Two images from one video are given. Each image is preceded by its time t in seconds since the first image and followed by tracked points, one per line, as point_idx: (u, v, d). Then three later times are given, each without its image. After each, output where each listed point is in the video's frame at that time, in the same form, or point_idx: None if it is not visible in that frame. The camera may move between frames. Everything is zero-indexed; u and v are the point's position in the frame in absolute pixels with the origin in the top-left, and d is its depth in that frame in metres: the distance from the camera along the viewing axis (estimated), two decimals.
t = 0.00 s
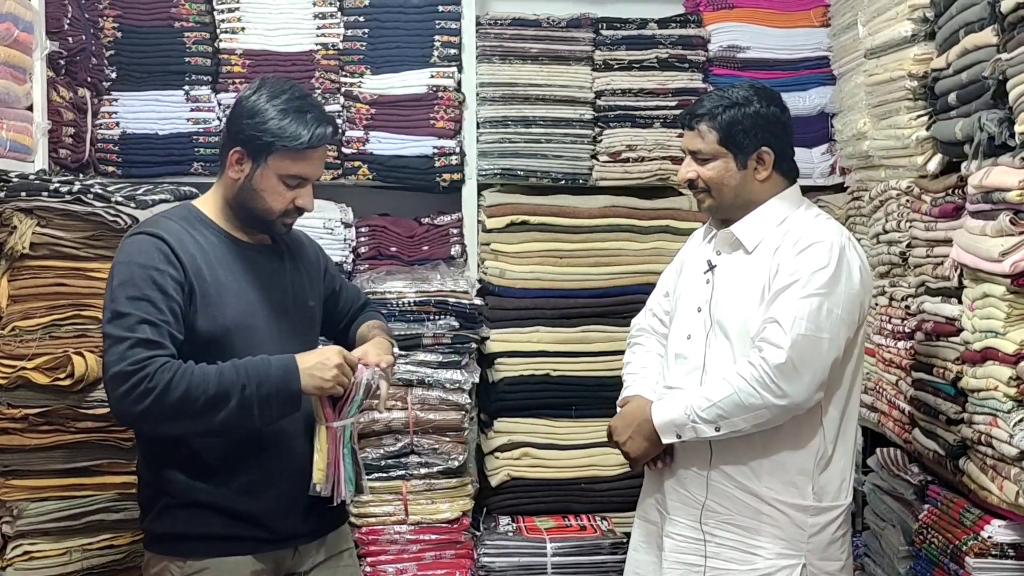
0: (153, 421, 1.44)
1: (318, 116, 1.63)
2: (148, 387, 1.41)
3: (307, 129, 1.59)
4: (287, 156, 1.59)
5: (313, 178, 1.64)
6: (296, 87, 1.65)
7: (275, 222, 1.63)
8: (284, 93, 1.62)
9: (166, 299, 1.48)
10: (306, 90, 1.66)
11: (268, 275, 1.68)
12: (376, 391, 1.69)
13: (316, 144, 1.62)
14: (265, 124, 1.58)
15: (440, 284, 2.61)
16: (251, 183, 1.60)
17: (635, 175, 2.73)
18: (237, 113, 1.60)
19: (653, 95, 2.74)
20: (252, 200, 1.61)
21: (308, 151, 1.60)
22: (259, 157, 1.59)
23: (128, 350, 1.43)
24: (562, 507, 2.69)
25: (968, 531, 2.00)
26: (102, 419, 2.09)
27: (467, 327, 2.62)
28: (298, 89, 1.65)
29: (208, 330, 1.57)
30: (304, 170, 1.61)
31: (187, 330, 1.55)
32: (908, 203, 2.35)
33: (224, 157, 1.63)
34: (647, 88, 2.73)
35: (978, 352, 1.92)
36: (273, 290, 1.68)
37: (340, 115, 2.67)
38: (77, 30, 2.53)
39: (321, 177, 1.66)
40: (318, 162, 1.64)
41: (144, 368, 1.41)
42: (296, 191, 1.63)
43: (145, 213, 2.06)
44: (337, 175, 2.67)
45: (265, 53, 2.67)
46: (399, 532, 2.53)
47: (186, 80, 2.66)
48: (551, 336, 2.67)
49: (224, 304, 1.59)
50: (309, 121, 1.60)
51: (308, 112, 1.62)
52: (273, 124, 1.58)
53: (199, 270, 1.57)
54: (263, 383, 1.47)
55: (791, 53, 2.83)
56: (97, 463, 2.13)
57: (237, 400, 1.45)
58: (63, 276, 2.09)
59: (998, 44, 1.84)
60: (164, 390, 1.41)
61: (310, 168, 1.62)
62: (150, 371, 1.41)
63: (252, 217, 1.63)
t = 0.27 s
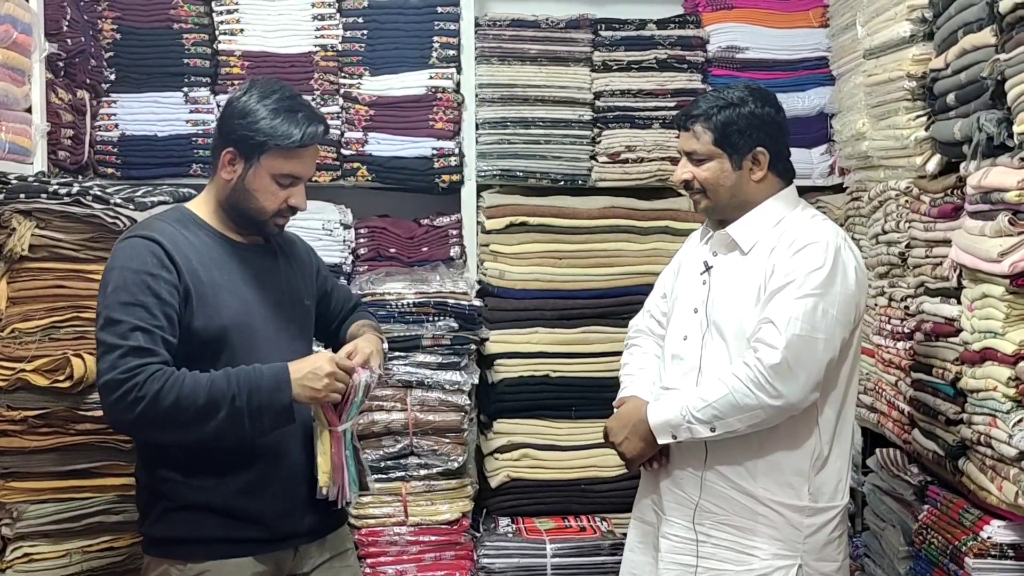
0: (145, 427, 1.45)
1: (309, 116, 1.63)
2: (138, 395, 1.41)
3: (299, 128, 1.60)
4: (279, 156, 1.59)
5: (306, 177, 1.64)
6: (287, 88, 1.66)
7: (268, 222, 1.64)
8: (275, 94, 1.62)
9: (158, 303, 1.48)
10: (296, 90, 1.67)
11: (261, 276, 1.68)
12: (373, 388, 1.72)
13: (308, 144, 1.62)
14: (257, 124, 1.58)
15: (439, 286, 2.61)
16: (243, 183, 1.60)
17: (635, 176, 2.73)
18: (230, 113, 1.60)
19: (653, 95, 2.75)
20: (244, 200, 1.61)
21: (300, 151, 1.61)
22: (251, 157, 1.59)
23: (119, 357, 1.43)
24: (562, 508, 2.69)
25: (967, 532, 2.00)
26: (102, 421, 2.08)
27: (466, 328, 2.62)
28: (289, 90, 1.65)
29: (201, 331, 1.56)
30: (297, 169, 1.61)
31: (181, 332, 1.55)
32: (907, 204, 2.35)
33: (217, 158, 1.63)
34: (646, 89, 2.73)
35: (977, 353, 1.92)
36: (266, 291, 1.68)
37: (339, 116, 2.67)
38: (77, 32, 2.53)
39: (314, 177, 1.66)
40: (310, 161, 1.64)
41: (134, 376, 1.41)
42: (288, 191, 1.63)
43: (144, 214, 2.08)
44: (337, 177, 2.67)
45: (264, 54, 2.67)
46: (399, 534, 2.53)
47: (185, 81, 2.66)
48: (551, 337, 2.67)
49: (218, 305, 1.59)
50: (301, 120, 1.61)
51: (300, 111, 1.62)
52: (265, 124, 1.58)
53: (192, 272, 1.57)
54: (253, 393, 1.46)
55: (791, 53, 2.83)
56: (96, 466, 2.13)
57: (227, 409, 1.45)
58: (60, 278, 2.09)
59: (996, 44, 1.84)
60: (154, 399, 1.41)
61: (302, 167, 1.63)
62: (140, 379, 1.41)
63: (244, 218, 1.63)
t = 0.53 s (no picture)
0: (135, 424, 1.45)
1: (304, 115, 1.63)
2: (129, 388, 1.41)
3: (295, 128, 1.60)
4: (276, 156, 1.59)
5: (302, 176, 1.64)
6: (281, 88, 1.66)
7: (265, 222, 1.64)
8: (270, 94, 1.63)
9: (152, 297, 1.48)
10: (291, 91, 1.67)
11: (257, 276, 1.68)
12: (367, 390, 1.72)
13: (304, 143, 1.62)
14: (253, 124, 1.58)
15: (441, 287, 2.61)
16: (239, 183, 1.60)
17: (635, 176, 2.73)
18: (225, 114, 1.60)
19: (653, 96, 2.75)
20: (240, 200, 1.61)
21: (296, 150, 1.61)
22: (247, 157, 1.59)
23: (111, 352, 1.43)
24: (563, 508, 2.69)
25: (969, 531, 2.00)
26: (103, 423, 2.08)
27: (467, 329, 2.62)
28: (284, 90, 1.65)
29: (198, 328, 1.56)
30: (293, 168, 1.61)
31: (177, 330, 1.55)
32: (908, 203, 2.35)
33: (212, 159, 1.63)
34: (646, 89, 2.73)
35: (978, 352, 1.92)
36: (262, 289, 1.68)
37: (340, 118, 2.68)
38: (77, 35, 2.54)
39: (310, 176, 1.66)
40: (306, 161, 1.64)
41: (122, 370, 1.42)
42: (284, 190, 1.63)
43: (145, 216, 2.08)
44: (338, 178, 2.68)
45: (264, 56, 2.67)
46: (401, 535, 2.53)
47: (186, 84, 2.66)
48: (551, 338, 2.67)
49: (215, 303, 1.58)
50: (296, 119, 1.61)
51: (295, 111, 1.62)
52: (261, 123, 1.58)
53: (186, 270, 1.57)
54: (243, 378, 1.44)
55: (791, 53, 2.83)
56: (98, 468, 2.12)
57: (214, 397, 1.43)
58: (62, 280, 2.09)
59: (997, 44, 1.84)
60: (145, 391, 1.41)
61: (298, 166, 1.63)
62: (130, 372, 1.41)
63: (241, 217, 1.63)
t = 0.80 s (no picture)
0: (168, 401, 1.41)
1: (286, 106, 1.63)
2: (160, 362, 1.39)
3: (276, 119, 1.59)
4: (260, 148, 1.59)
5: (289, 168, 1.63)
6: (263, 82, 1.66)
7: (255, 217, 1.63)
8: (252, 88, 1.63)
9: (160, 290, 1.48)
10: (273, 84, 1.67)
11: (256, 273, 1.68)
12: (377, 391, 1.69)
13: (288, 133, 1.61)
14: (236, 117, 1.58)
15: (441, 287, 2.61)
16: (227, 177, 1.60)
17: (636, 177, 2.73)
18: (208, 111, 1.60)
19: (654, 96, 2.75)
20: (229, 195, 1.61)
21: (280, 141, 1.60)
22: (232, 150, 1.59)
23: (135, 334, 1.42)
24: (564, 509, 2.69)
25: (971, 531, 2.00)
26: (104, 423, 2.08)
27: (468, 330, 2.62)
28: (265, 84, 1.65)
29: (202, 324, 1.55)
30: (279, 160, 1.61)
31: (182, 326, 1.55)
32: (909, 203, 2.34)
33: (200, 158, 1.63)
34: (647, 90, 2.73)
35: (980, 352, 1.91)
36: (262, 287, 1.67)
37: (341, 118, 2.68)
38: (78, 35, 2.54)
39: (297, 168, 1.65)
40: (292, 151, 1.63)
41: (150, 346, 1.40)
42: (272, 183, 1.62)
43: (147, 217, 2.08)
44: (339, 178, 2.68)
45: (265, 56, 2.66)
46: (402, 535, 2.54)
47: (187, 84, 2.66)
48: (552, 338, 2.67)
49: (217, 300, 1.58)
50: (278, 110, 1.61)
51: (276, 102, 1.62)
52: (244, 116, 1.58)
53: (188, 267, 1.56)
54: (273, 334, 1.43)
55: (792, 53, 2.83)
56: (100, 468, 2.12)
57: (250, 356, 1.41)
58: (64, 280, 2.10)
59: (999, 44, 1.84)
60: (174, 363, 1.39)
61: (285, 157, 1.62)
62: (160, 346, 1.40)
63: (231, 213, 1.63)
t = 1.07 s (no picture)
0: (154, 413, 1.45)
1: (267, 83, 1.65)
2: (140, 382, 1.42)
3: (253, 95, 1.61)
4: (244, 124, 1.60)
5: (278, 143, 1.63)
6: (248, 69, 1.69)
7: (251, 198, 1.62)
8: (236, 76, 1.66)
9: (154, 301, 1.49)
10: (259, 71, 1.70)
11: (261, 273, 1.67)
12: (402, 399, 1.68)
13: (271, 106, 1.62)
14: (218, 99, 1.61)
15: (441, 288, 2.62)
16: (218, 162, 1.62)
17: (636, 178, 2.73)
18: (196, 103, 1.65)
19: (654, 97, 2.75)
20: (223, 180, 1.62)
21: (263, 115, 1.61)
22: (219, 133, 1.61)
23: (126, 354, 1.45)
24: (565, 510, 2.69)
25: (971, 532, 2.00)
26: (104, 425, 2.08)
27: (468, 331, 2.61)
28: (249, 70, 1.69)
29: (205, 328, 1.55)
30: (264, 134, 1.61)
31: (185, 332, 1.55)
32: (910, 204, 2.34)
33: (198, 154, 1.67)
34: (647, 91, 2.74)
35: (980, 353, 1.91)
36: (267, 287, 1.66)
37: (341, 119, 2.68)
38: (78, 37, 2.53)
39: (288, 143, 1.65)
40: (279, 125, 1.63)
41: (132, 365, 1.43)
42: (263, 160, 1.62)
43: (147, 218, 2.09)
44: (339, 179, 2.68)
45: (265, 57, 2.66)
46: (402, 537, 2.54)
47: (187, 85, 2.66)
48: (552, 339, 2.67)
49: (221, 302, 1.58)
50: (258, 86, 1.62)
51: (257, 80, 1.64)
52: (225, 96, 1.61)
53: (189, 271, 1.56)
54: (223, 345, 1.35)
55: (792, 55, 2.83)
56: (100, 470, 2.12)
57: (195, 369, 1.37)
58: (64, 283, 2.10)
59: (998, 45, 1.84)
60: (150, 382, 1.41)
61: (271, 132, 1.62)
62: (141, 366, 1.42)
63: (229, 200, 1.63)
